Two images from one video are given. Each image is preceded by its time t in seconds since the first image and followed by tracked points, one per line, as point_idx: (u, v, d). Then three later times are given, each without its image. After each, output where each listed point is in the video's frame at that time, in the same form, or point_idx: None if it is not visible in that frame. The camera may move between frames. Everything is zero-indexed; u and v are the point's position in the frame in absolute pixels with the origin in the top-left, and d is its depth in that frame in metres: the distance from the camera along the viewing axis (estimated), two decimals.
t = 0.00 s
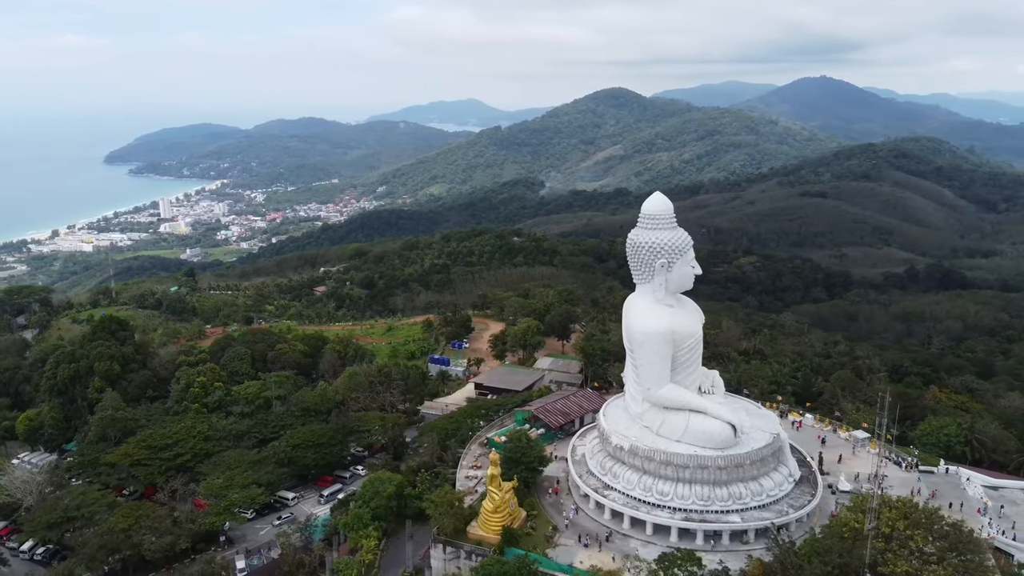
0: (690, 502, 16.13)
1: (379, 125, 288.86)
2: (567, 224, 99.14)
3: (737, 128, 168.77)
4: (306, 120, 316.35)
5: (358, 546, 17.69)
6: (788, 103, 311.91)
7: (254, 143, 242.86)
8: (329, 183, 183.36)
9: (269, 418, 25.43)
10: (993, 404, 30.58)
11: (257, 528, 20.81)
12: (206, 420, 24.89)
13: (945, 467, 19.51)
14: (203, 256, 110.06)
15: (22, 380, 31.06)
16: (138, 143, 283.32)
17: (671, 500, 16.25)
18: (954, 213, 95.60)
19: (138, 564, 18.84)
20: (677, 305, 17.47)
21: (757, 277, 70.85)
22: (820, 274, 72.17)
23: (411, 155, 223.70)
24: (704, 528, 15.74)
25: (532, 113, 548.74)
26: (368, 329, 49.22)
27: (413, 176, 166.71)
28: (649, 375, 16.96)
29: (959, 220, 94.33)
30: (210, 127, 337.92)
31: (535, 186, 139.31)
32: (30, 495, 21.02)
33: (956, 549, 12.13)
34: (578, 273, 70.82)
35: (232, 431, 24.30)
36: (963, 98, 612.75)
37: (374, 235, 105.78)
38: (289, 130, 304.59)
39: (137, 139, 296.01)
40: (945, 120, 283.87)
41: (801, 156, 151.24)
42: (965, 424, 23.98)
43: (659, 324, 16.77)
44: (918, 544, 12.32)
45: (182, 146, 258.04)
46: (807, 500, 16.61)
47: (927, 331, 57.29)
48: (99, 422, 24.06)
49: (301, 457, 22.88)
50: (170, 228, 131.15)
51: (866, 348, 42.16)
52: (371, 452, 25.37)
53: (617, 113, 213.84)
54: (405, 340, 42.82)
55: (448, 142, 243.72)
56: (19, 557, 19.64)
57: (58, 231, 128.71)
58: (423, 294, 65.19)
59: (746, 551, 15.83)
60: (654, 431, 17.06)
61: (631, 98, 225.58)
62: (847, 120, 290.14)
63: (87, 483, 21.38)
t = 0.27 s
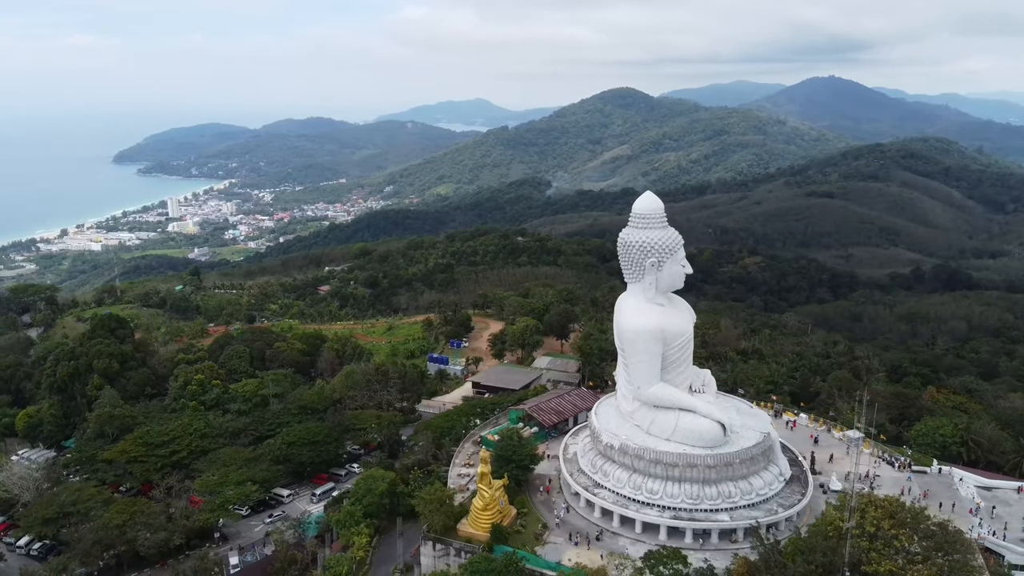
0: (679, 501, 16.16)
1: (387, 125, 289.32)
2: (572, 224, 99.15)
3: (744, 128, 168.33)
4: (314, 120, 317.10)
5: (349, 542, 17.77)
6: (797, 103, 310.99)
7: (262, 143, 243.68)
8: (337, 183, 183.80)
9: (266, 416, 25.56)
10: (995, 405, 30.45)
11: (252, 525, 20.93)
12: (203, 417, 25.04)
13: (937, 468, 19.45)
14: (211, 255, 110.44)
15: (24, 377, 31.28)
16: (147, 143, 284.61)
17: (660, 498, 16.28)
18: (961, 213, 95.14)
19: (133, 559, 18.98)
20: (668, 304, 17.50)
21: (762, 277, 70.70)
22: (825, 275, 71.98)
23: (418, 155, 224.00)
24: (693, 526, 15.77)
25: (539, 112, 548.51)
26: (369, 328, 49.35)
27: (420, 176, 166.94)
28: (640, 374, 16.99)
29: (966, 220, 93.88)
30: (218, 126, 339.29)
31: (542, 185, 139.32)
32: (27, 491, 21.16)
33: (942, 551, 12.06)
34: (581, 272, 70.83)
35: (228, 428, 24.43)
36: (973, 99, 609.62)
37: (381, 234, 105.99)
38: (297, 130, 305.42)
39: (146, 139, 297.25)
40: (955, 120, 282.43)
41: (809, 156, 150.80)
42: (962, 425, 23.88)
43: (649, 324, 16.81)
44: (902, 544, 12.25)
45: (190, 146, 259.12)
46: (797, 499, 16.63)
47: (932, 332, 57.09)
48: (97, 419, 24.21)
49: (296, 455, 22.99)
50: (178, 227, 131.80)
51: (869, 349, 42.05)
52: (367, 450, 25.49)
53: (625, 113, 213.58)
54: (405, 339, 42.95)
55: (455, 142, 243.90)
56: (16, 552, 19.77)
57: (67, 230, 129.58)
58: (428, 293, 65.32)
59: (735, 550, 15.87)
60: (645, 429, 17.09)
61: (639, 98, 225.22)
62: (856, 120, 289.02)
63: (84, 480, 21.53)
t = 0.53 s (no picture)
0: (669, 499, 16.18)
1: (396, 125, 289.73)
2: (579, 223, 99.09)
3: (754, 128, 167.72)
4: (324, 120, 317.93)
5: (343, 540, 17.85)
6: (807, 103, 309.59)
7: (272, 143, 244.57)
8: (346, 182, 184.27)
9: (265, 413, 25.71)
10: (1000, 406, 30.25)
11: (248, 522, 21.06)
12: (201, 414, 25.20)
13: (933, 468, 19.37)
14: (221, 254, 110.94)
15: (27, 374, 31.54)
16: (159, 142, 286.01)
17: (651, 497, 16.31)
18: (971, 214, 94.54)
19: (129, 555, 19.13)
20: (661, 303, 17.52)
21: (769, 277, 70.48)
22: (832, 275, 71.72)
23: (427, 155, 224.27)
24: (683, 525, 15.79)
25: (549, 112, 547.99)
26: (371, 326, 49.50)
27: (429, 176, 167.16)
28: (632, 372, 17.02)
29: (975, 221, 93.28)
30: (229, 126, 340.97)
31: (550, 185, 139.28)
32: (26, 486, 21.35)
33: (928, 550, 11.98)
34: (587, 272, 70.82)
35: (227, 426, 24.58)
36: (985, 99, 605.51)
37: (390, 234, 106.21)
38: (306, 130, 306.26)
39: (157, 138, 298.77)
40: (967, 121, 280.50)
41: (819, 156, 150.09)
42: (960, 425, 23.76)
43: (641, 323, 16.85)
44: (888, 543, 12.16)
45: (201, 146, 260.43)
46: (789, 499, 16.64)
47: (938, 333, 56.79)
48: (97, 415, 24.40)
49: (293, 452, 23.11)
50: (188, 226, 132.47)
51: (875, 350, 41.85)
52: (365, 448, 25.59)
53: (634, 113, 213.16)
54: (406, 338, 43.08)
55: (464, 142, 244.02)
56: (14, 547, 19.94)
57: (79, 229, 130.56)
58: (434, 293, 65.46)
59: (725, 549, 15.88)
60: (637, 428, 17.13)
61: (649, 98, 224.67)
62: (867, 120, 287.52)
63: (82, 475, 21.71)
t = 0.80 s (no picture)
0: (661, 498, 16.18)
1: (407, 125, 290.18)
2: (588, 223, 99.01)
3: (766, 129, 167.01)
4: (335, 120, 318.91)
5: (337, 536, 17.95)
6: (820, 103, 307.88)
7: (282, 143, 245.47)
8: (357, 182, 184.81)
9: (264, 411, 25.84)
10: (1006, 408, 30.01)
11: (245, 518, 21.21)
12: (201, 411, 25.39)
13: (928, 469, 19.33)
14: (232, 253, 111.52)
15: (31, 371, 31.82)
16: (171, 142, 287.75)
17: (642, 496, 16.33)
18: (983, 215, 93.83)
19: (127, 551, 19.31)
20: (654, 302, 17.54)
21: (778, 277, 70.22)
22: (841, 276, 71.41)
23: (437, 155, 224.51)
24: (675, 524, 15.79)
25: (559, 112, 547.51)
26: (374, 325, 49.65)
27: (439, 176, 167.38)
28: (625, 371, 17.06)
29: (988, 222, 92.56)
30: (241, 126, 342.68)
31: (560, 185, 139.21)
32: (26, 482, 21.55)
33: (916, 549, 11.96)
34: (593, 272, 70.84)
35: (226, 423, 24.76)
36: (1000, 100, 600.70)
37: (400, 233, 106.43)
38: (317, 129, 307.24)
39: (170, 139, 300.54)
40: (982, 121, 278.26)
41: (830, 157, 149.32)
42: (959, 426, 23.65)
43: (634, 322, 16.87)
44: (875, 543, 12.15)
45: (212, 145, 261.80)
46: (782, 498, 16.61)
47: (946, 334, 56.45)
48: (97, 412, 24.59)
49: (291, 449, 23.25)
50: (200, 226, 133.16)
51: (882, 351, 41.61)
52: (364, 446, 25.68)
53: (644, 113, 212.64)
54: (408, 336, 43.21)
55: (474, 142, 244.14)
56: (14, 542, 20.13)
57: (92, 228, 131.60)
58: (442, 292, 65.59)
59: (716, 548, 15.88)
60: (630, 427, 17.16)
61: (659, 98, 224.11)
62: (880, 120, 285.77)
63: (82, 471, 21.91)
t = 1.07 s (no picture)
0: (653, 498, 16.19)
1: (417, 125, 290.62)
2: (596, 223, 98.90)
3: (777, 129, 166.31)
4: (346, 120, 319.84)
5: (331, 533, 18.05)
6: (833, 103, 306.29)
7: (293, 143, 246.36)
8: (368, 182, 185.24)
9: (264, 409, 25.97)
10: (1012, 410, 29.79)
11: (242, 515, 21.33)
12: (201, 408, 25.54)
13: (924, 470, 19.22)
14: (243, 252, 112.05)
15: (36, 368, 32.05)
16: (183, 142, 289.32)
17: (635, 495, 16.35)
18: (994, 216, 93.14)
19: (124, 546, 19.48)
20: (648, 302, 17.55)
21: (786, 278, 69.96)
22: (849, 277, 71.08)
23: (448, 155, 224.78)
24: (666, 523, 15.79)
25: (569, 112, 546.92)
26: (377, 324, 49.78)
27: (449, 176, 167.57)
28: (618, 371, 17.08)
29: (999, 223, 91.88)
30: (252, 127, 344.34)
31: (569, 185, 139.09)
32: (26, 479, 21.73)
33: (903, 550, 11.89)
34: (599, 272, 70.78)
35: (225, 421, 24.89)
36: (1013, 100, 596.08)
37: (409, 233, 106.63)
38: (328, 130, 308.21)
39: (182, 139, 302.30)
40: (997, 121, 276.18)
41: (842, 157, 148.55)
42: (959, 428, 23.49)
43: (627, 321, 16.90)
44: (863, 542, 12.09)
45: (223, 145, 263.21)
46: (775, 498, 16.59)
47: (954, 336, 56.09)
48: (98, 409, 24.76)
49: (289, 447, 23.36)
50: (211, 225, 133.87)
51: (889, 352, 41.38)
52: (363, 445, 25.74)
53: (655, 113, 212.17)
54: (411, 336, 43.30)
55: (483, 142, 244.29)
56: (14, 536, 20.33)
57: (104, 227, 132.67)
58: (448, 291, 65.69)
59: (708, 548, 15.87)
60: (623, 426, 17.19)
61: (669, 98, 223.51)
62: (894, 120, 284.05)
63: (82, 467, 22.10)
